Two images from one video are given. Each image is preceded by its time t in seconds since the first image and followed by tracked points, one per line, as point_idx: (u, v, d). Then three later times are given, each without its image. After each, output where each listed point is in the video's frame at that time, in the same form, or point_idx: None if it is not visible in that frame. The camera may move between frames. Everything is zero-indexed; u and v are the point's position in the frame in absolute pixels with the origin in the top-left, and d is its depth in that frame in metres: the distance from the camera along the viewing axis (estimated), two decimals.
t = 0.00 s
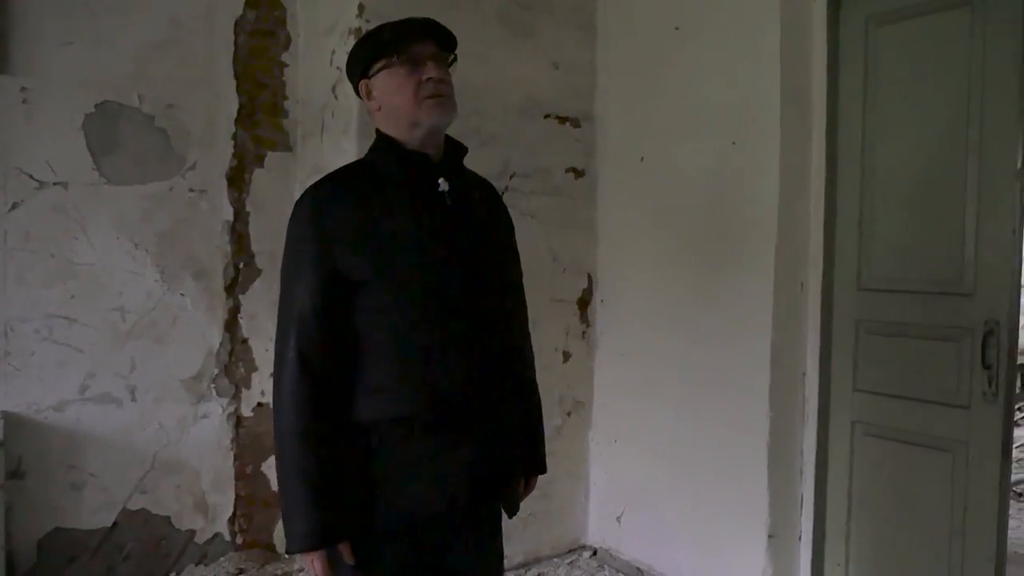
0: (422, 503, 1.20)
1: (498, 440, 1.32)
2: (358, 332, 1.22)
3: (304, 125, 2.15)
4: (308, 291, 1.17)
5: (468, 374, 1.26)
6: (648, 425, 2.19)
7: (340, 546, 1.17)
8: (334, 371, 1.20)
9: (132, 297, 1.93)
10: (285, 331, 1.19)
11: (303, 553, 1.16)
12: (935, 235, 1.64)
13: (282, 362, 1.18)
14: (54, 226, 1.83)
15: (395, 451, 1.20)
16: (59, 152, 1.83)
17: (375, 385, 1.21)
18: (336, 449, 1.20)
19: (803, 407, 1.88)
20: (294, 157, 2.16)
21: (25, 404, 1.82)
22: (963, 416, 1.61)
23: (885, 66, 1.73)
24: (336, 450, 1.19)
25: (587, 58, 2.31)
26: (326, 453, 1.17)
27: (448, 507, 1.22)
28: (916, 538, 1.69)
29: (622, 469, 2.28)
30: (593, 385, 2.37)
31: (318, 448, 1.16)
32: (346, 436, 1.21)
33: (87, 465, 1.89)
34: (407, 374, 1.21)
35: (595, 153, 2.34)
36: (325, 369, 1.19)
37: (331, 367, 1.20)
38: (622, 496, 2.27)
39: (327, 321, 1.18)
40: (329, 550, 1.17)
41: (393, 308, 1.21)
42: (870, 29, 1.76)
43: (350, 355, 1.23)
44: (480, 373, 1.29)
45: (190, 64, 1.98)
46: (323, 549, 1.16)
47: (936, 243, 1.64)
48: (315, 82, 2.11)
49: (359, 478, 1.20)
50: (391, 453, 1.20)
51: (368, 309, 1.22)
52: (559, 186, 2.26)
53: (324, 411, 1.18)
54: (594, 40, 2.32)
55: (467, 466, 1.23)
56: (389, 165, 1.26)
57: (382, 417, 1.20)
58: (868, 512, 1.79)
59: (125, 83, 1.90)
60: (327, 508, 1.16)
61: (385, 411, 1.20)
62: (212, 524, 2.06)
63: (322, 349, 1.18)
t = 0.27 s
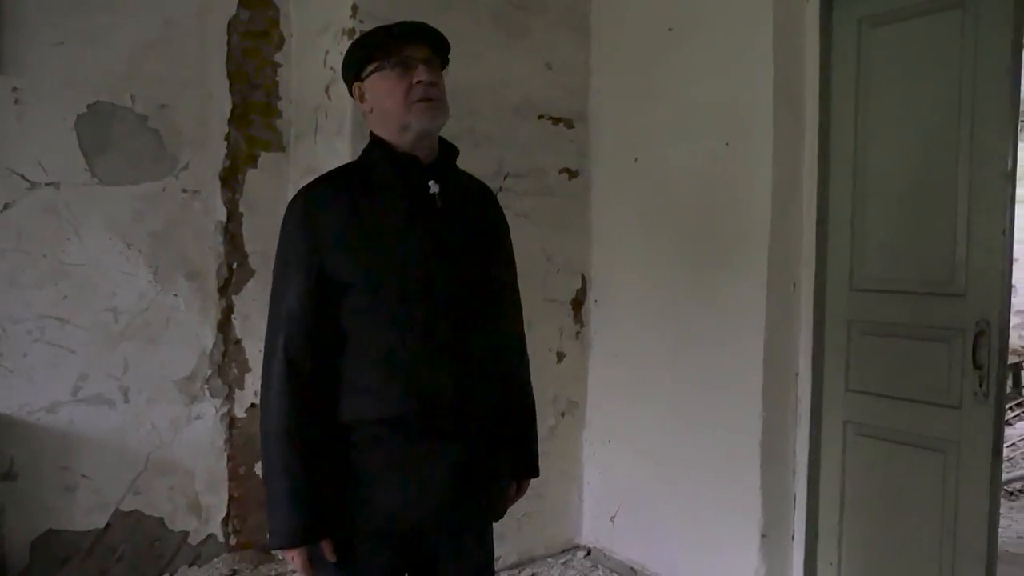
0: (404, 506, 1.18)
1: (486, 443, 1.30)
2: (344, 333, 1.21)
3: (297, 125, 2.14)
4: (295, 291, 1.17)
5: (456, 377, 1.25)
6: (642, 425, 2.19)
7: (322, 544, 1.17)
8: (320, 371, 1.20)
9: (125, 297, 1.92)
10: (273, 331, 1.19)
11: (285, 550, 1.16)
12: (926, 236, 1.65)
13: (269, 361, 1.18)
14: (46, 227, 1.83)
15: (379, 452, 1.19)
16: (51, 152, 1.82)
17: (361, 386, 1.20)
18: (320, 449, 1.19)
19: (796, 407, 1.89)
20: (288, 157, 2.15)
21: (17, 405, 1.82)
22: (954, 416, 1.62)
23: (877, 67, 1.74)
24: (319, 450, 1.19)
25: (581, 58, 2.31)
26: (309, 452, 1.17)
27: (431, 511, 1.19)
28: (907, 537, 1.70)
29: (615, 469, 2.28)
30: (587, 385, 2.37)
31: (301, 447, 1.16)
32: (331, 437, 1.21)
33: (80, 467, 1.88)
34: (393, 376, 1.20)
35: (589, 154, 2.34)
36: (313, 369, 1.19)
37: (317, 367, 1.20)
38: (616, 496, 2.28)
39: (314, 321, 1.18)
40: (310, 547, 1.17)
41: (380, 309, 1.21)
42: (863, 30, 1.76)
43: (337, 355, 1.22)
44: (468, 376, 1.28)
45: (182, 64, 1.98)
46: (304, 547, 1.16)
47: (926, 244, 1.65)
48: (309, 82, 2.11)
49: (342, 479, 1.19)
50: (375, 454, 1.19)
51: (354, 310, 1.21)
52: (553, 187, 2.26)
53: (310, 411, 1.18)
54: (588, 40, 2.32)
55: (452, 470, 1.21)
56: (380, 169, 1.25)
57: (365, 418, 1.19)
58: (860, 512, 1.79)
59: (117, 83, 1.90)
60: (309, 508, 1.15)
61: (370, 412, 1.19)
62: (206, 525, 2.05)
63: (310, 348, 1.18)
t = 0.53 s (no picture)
0: (388, 509, 1.17)
1: (478, 449, 1.28)
2: (333, 333, 1.21)
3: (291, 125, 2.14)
4: (285, 290, 1.17)
5: (447, 380, 1.23)
6: (636, 425, 2.19)
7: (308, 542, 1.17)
8: (309, 370, 1.20)
9: (118, 298, 1.92)
10: (263, 330, 1.18)
11: (271, 548, 1.15)
12: (918, 235, 1.66)
13: (259, 360, 1.17)
14: (38, 227, 1.82)
15: (365, 454, 1.17)
16: (43, 152, 1.81)
17: (349, 386, 1.19)
18: (307, 448, 1.18)
19: (789, 407, 1.90)
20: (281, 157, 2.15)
21: (9, 406, 1.81)
22: (945, 414, 1.63)
23: (870, 68, 1.74)
24: (307, 449, 1.18)
25: (574, 58, 2.31)
26: (297, 451, 1.16)
27: (415, 516, 1.17)
28: (899, 536, 1.71)
29: (609, 469, 2.28)
30: (581, 385, 2.38)
31: (287, 447, 1.15)
32: (319, 437, 1.20)
33: (72, 467, 1.88)
34: (382, 377, 1.18)
35: (582, 154, 2.34)
36: (302, 369, 1.18)
37: (306, 366, 1.19)
38: (610, 496, 2.28)
39: (302, 320, 1.18)
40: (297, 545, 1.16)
41: (370, 309, 1.20)
42: (855, 31, 1.77)
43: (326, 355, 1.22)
44: (460, 379, 1.26)
45: (175, 64, 1.97)
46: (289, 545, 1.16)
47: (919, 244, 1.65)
48: (302, 81, 2.10)
49: (327, 479, 1.18)
50: (360, 455, 1.17)
51: (344, 310, 1.20)
52: (547, 187, 2.27)
53: (297, 410, 1.17)
54: (581, 40, 2.33)
55: (439, 475, 1.19)
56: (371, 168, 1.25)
57: (352, 418, 1.17)
58: (853, 511, 1.80)
59: (109, 83, 1.89)
60: (293, 508, 1.14)
61: (356, 413, 1.17)
62: (199, 526, 2.05)
63: (298, 348, 1.17)
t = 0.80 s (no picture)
0: (370, 510, 1.15)
1: (465, 451, 1.26)
2: (318, 332, 1.19)
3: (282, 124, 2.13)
4: (273, 289, 1.16)
5: (434, 381, 1.21)
6: (628, 424, 2.20)
7: (292, 539, 1.16)
8: (296, 370, 1.19)
9: (108, 297, 1.91)
10: (252, 328, 1.17)
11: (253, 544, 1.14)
12: (908, 236, 1.66)
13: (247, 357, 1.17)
14: (28, 226, 1.81)
15: (347, 453, 1.16)
16: (32, 151, 1.80)
17: (332, 386, 1.17)
18: (290, 447, 1.17)
19: (780, 406, 1.91)
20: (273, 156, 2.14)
21: None
22: (935, 413, 1.63)
23: (861, 68, 1.74)
24: (291, 447, 1.17)
25: (567, 57, 2.31)
26: (282, 449, 1.16)
27: (397, 517, 1.16)
28: (890, 535, 1.72)
29: (602, 469, 2.29)
30: (573, 384, 2.38)
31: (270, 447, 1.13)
32: (302, 437, 1.18)
33: (61, 468, 1.87)
34: (366, 377, 1.16)
35: (574, 153, 2.34)
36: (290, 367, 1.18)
37: (291, 365, 1.18)
38: (602, 495, 2.28)
39: (286, 319, 1.16)
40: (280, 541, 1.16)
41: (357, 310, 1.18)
42: (846, 31, 1.77)
43: (310, 354, 1.20)
44: (446, 380, 1.24)
45: (166, 62, 1.96)
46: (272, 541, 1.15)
47: (909, 244, 1.66)
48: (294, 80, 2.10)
49: (310, 479, 1.17)
50: (343, 454, 1.16)
51: (328, 310, 1.19)
52: (539, 186, 2.27)
53: (281, 410, 1.16)
54: (573, 40, 2.33)
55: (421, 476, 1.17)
56: (359, 169, 1.23)
57: (336, 418, 1.16)
58: (843, 510, 1.81)
59: (99, 81, 1.88)
60: (276, 505, 1.13)
61: (339, 413, 1.15)
62: (190, 526, 2.04)
63: (285, 346, 1.17)
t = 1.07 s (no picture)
0: (352, 511, 1.14)
1: (453, 456, 1.24)
2: (307, 332, 1.18)
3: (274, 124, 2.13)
4: (262, 286, 1.15)
5: (421, 385, 1.19)
6: (621, 424, 2.20)
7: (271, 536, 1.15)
8: (283, 369, 1.18)
9: (99, 298, 1.90)
10: (240, 325, 1.16)
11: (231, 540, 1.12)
12: (900, 236, 1.67)
13: (234, 353, 1.15)
14: (17, 226, 1.80)
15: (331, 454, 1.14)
16: (22, 151, 1.80)
17: (318, 386, 1.16)
18: (274, 445, 1.16)
19: (772, 406, 1.91)
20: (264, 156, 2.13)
21: None
22: (926, 413, 1.64)
23: (853, 68, 1.75)
24: (275, 445, 1.16)
25: (559, 58, 2.31)
26: (265, 447, 1.14)
27: (379, 519, 1.14)
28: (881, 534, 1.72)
29: (595, 469, 2.28)
30: (566, 384, 2.38)
31: (255, 446, 1.12)
32: (288, 437, 1.17)
33: (51, 470, 1.86)
34: (352, 379, 1.15)
35: (568, 154, 2.34)
36: (277, 366, 1.17)
37: (277, 363, 1.17)
38: (595, 495, 2.28)
39: (274, 319, 1.16)
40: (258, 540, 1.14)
41: (346, 310, 1.17)
42: (837, 31, 1.77)
43: (299, 353, 1.19)
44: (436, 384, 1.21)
45: (157, 62, 1.95)
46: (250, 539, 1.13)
47: (901, 245, 1.66)
48: (285, 80, 2.09)
49: (292, 477, 1.16)
50: (328, 455, 1.15)
51: (315, 309, 1.18)
52: (532, 186, 2.26)
53: (268, 410, 1.15)
54: (566, 40, 2.33)
55: (405, 480, 1.15)
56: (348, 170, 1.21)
57: (320, 418, 1.14)
58: (835, 510, 1.81)
59: (89, 81, 1.87)
60: (257, 502, 1.12)
61: (324, 413, 1.14)
62: (181, 528, 2.03)
63: (272, 344, 1.16)
